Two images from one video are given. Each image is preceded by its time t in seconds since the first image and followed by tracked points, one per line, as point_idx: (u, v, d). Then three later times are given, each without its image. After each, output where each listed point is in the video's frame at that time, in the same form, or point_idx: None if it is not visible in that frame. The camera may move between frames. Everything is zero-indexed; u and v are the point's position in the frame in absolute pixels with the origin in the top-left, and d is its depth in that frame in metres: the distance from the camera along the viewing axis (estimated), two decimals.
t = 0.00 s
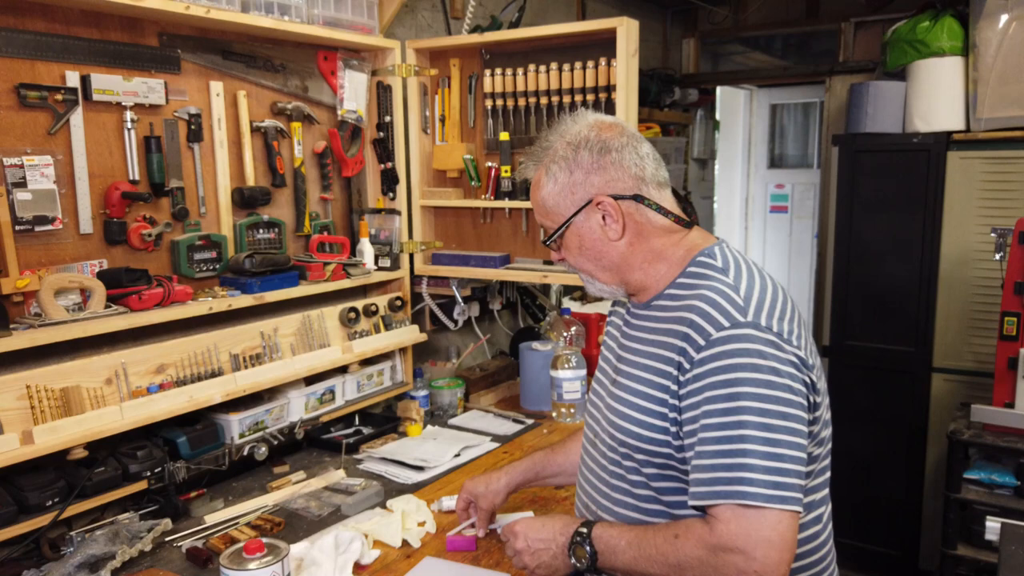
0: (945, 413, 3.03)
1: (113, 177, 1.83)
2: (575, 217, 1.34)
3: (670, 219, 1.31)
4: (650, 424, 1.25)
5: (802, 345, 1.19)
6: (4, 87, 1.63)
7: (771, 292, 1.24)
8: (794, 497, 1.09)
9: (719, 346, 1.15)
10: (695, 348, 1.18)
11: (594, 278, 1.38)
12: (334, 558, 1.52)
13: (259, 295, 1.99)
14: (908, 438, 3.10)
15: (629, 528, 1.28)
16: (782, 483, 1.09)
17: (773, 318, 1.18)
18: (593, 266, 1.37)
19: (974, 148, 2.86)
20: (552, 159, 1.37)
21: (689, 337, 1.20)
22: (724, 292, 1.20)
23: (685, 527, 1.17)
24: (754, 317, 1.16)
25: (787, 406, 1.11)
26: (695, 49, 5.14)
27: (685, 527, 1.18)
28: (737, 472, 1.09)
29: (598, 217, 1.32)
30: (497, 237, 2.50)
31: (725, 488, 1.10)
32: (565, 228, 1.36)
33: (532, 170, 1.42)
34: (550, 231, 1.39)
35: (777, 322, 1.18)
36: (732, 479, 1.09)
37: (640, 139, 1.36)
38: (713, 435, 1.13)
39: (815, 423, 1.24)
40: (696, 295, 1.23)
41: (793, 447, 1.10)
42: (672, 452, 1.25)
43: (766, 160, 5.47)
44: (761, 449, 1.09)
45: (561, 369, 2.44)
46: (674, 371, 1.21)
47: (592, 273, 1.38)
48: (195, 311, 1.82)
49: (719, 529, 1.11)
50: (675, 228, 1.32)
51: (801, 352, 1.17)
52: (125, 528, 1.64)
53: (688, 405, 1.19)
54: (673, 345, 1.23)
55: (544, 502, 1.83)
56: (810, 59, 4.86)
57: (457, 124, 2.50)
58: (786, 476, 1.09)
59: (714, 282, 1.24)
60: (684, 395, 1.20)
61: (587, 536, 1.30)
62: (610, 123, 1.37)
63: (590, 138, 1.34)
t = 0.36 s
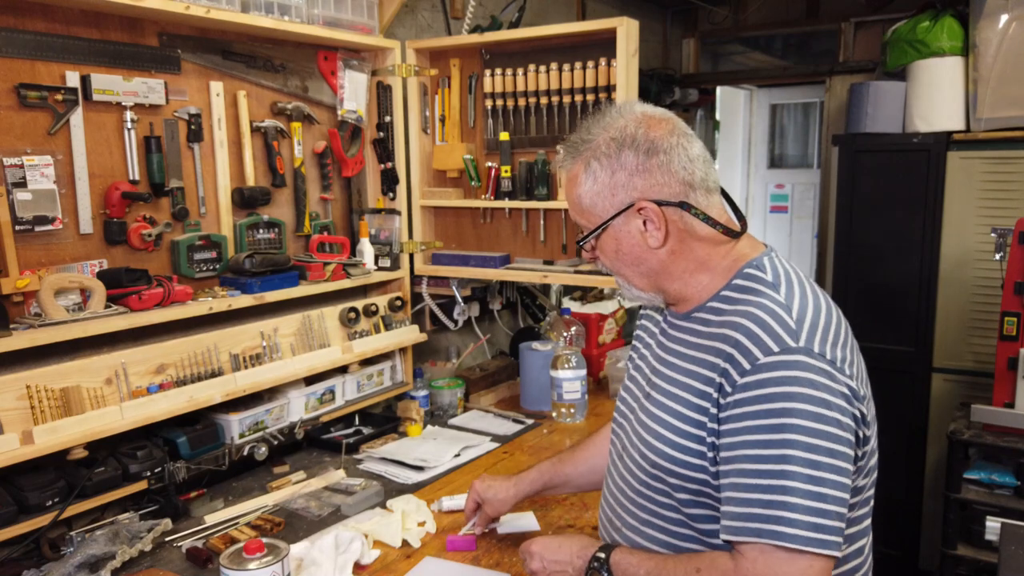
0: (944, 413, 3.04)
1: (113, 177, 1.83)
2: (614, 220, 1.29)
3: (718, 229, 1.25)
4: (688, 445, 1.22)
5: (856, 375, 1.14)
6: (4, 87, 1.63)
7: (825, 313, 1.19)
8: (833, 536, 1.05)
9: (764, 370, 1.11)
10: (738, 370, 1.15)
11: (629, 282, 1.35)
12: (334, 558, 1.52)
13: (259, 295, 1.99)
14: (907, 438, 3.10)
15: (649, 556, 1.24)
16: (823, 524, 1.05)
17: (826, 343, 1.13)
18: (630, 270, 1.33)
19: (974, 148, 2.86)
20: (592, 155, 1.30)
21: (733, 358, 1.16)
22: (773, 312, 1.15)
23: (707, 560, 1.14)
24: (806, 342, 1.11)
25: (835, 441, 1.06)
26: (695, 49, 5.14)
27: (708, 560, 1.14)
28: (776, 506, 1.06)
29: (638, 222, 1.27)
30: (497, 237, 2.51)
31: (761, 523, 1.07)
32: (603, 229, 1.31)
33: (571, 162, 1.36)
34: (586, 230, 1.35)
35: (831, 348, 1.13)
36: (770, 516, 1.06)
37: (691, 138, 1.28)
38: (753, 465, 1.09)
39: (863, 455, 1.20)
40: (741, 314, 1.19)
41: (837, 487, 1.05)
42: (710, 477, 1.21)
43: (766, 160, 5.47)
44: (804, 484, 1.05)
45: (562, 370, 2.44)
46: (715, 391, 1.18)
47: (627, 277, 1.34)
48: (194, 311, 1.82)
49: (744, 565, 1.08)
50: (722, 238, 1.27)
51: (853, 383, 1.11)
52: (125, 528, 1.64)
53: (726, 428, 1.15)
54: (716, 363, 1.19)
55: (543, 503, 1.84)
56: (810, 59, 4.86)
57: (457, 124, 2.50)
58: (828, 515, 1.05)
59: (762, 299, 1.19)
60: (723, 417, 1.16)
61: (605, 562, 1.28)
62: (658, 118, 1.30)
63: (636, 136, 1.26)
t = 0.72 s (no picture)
0: (944, 413, 3.03)
1: (113, 177, 1.83)
2: (607, 212, 1.30)
3: (708, 225, 1.26)
4: (647, 426, 1.26)
5: (813, 368, 1.15)
6: (4, 87, 1.63)
7: (794, 309, 1.20)
8: (759, 518, 1.08)
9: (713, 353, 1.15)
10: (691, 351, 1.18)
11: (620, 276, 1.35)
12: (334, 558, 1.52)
13: (259, 295, 1.99)
14: (907, 438, 3.10)
15: (593, 523, 1.32)
16: (749, 504, 1.07)
17: (784, 335, 1.15)
18: (621, 263, 1.33)
19: (974, 148, 2.86)
20: (590, 149, 1.31)
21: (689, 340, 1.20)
22: (736, 302, 1.18)
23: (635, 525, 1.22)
24: (760, 332, 1.13)
25: (772, 426, 1.09)
26: (695, 49, 5.13)
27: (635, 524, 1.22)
28: (704, 483, 1.09)
29: (631, 215, 1.28)
30: (497, 237, 2.51)
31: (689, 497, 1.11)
32: (597, 221, 1.32)
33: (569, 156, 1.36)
34: (581, 223, 1.35)
35: (788, 340, 1.14)
36: (696, 489, 1.10)
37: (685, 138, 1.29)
38: (690, 442, 1.13)
39: (821, 448, 1.20)
40: (706, 302, 1.21)
41: (768, 469, 1.08)
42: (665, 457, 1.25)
43: (765, 160, 5.47)
44: (733, 464, 1.08)
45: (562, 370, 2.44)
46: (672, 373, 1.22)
47: (618, 270, 1.35)
48: (195, 311, 1.81)
49: (661, 531, 1.14)
50: (712, 234, 1.27)
51: (805, 374, 1.13)
52: (125, 528, 1.64)
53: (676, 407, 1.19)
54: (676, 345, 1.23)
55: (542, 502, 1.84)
56: (809, 59, 4.86)
57: (457, 124, 2.50)
58: (755, 496, 1.08)
59: (730, 289, 1.21)
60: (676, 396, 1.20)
61: (555, 526, 1.38)
62: (655, 116, 1.31)
63: (634, 132, 1.27)
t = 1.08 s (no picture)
0: (944, 413, 3.03)
1: (112, 177, 1.83)
2: (601, 201, 1.30)
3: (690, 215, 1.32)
4: (630, 408, 1.27)
5: (788, 344, 1.18)
6: (4, 87, 1.63)
7: (770, 290, 1.23)
8: (742, 488, 1.09)
9: (695, 332, 1.16)
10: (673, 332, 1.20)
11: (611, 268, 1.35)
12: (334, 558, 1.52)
13: (259, 295, 1.99)
14: (907, 438, 3.10)
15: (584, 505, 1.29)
16: (731, 470, 1.09)
17: (762, 314, 1.17)
18: (612, 253, 1.33)
19: (973, 148, 2.86)
20: (583, 143, 1.33)
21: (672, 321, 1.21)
22: (716, 284, 1.19)
23: (625, 501, 1.19)
24: (738, 310, 1.16)
25: (752, 400, 1.11)
26: (695, 49, 5.13)
27: (626, 501, 1.20)
28: (686, 457, 1.10)
29: (625, 203, 1.29)
30: (497, 237, 2.51)
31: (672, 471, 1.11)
32: (591, 211, 1.32)
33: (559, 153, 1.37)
34: (571, 216, 1.35)
35: (765, 318, 1.17)
36: (680, 462, 1.10)
37: (669, 136, 1.36)
38: (673, 418, 1.14)
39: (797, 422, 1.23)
40: (687, 284, 1.23)
41: (750, 441, 1.10)
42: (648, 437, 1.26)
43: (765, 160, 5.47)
44: (716, 438, 1.09)
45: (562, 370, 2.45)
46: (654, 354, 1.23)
47: (608, 263, 1.34)
48: (195, 311, 1.81)
49: (653, 503, 1.13)
50: (694, 224, 1.33)
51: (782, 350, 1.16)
52: (125, 528, 1.64)
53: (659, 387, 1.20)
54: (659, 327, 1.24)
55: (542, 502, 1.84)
56: (809, 59, 4.86)
57: (457, 124, 2.50)
58: (737, 467, 1.09)
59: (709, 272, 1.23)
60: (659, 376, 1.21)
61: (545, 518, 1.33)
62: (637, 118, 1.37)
63: (625, 126, 1.32)
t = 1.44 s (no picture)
0: (944, 413, 3.03)
1: (112, 177, 1.83)
2: (700, 174, 1.27)
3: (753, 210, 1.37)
4: (755, 414, 1.24)
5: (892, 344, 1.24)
6: (4, 87, 1.63)
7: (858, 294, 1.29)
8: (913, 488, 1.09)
9: (842, 330, 1.15)
10: (814, 333, 1.18)
11: (691, 254, 1.30)
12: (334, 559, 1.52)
13: (259, 295, 1.99)
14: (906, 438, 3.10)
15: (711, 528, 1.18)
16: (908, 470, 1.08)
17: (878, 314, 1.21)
18: (696, 234, 1.29)
19: (973, 147, 2.85)
20: (681, 113, 1.29)
21: (807, 323, 1.20)
22: (839, 284, 1.21)
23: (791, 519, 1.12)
24: (870, 307, 1.19)
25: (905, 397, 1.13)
26: (695, 49, 5.13)
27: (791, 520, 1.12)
28: (868, 460, 1.08)
29: (721, 182, 1.29)
30: (497, 237, 2.51)
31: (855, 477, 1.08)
32: (690, 184, 1.27)
33: (651, 118, 1.29)
34: (665, 188, 1.27)
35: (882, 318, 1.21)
36: (863, 467, 1.08)
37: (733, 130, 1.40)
38: (843, 421, 1.11)
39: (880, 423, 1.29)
40: (809, 284, 1.23)
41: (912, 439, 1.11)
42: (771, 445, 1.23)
43: (765, 160, 5.47)
44: (890, 438, 1.09)
45: (562, 370, 2.44)
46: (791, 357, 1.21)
47: (689, 247, 1.30)
48: (194, 311, 1.81)
49: (833, 519, 1.08)
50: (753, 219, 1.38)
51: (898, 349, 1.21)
52: (125, 528, 1.64)
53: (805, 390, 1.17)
54: (787, 328, 1.22)
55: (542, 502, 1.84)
56: (810, 59, 4.85)
57: (457, 124, 2.50)
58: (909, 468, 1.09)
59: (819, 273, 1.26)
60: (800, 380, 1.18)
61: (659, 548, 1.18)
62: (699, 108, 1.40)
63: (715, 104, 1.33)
